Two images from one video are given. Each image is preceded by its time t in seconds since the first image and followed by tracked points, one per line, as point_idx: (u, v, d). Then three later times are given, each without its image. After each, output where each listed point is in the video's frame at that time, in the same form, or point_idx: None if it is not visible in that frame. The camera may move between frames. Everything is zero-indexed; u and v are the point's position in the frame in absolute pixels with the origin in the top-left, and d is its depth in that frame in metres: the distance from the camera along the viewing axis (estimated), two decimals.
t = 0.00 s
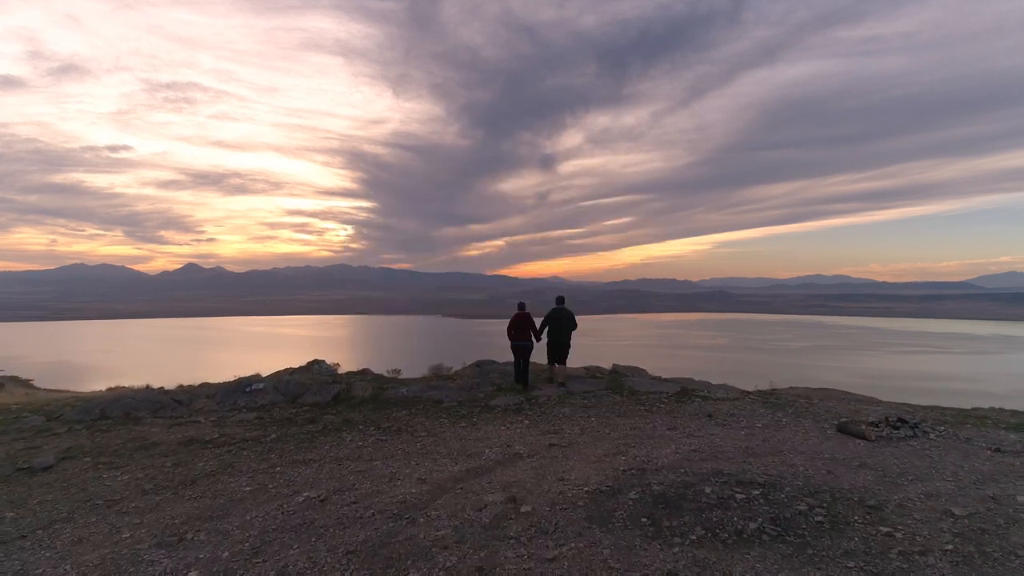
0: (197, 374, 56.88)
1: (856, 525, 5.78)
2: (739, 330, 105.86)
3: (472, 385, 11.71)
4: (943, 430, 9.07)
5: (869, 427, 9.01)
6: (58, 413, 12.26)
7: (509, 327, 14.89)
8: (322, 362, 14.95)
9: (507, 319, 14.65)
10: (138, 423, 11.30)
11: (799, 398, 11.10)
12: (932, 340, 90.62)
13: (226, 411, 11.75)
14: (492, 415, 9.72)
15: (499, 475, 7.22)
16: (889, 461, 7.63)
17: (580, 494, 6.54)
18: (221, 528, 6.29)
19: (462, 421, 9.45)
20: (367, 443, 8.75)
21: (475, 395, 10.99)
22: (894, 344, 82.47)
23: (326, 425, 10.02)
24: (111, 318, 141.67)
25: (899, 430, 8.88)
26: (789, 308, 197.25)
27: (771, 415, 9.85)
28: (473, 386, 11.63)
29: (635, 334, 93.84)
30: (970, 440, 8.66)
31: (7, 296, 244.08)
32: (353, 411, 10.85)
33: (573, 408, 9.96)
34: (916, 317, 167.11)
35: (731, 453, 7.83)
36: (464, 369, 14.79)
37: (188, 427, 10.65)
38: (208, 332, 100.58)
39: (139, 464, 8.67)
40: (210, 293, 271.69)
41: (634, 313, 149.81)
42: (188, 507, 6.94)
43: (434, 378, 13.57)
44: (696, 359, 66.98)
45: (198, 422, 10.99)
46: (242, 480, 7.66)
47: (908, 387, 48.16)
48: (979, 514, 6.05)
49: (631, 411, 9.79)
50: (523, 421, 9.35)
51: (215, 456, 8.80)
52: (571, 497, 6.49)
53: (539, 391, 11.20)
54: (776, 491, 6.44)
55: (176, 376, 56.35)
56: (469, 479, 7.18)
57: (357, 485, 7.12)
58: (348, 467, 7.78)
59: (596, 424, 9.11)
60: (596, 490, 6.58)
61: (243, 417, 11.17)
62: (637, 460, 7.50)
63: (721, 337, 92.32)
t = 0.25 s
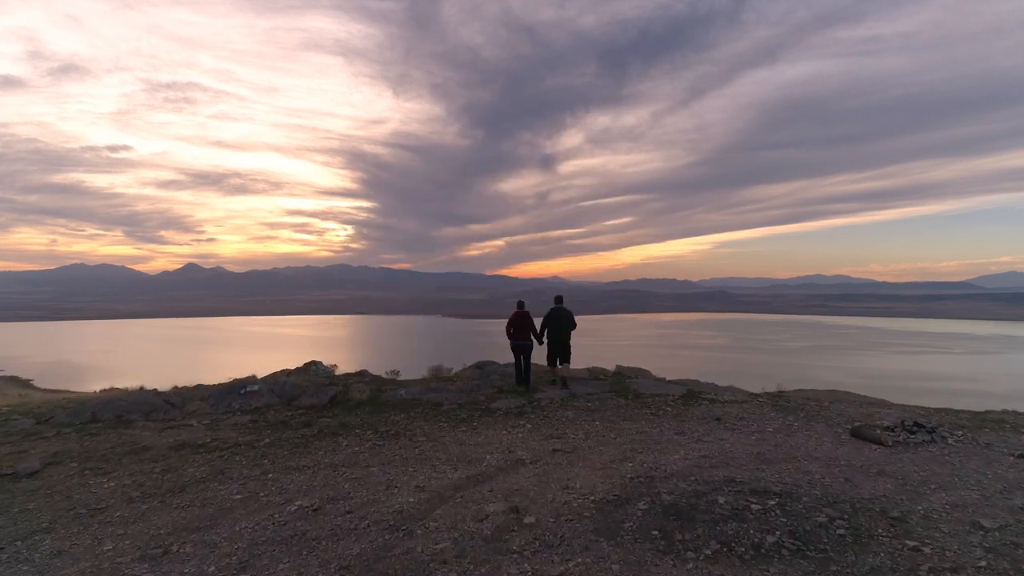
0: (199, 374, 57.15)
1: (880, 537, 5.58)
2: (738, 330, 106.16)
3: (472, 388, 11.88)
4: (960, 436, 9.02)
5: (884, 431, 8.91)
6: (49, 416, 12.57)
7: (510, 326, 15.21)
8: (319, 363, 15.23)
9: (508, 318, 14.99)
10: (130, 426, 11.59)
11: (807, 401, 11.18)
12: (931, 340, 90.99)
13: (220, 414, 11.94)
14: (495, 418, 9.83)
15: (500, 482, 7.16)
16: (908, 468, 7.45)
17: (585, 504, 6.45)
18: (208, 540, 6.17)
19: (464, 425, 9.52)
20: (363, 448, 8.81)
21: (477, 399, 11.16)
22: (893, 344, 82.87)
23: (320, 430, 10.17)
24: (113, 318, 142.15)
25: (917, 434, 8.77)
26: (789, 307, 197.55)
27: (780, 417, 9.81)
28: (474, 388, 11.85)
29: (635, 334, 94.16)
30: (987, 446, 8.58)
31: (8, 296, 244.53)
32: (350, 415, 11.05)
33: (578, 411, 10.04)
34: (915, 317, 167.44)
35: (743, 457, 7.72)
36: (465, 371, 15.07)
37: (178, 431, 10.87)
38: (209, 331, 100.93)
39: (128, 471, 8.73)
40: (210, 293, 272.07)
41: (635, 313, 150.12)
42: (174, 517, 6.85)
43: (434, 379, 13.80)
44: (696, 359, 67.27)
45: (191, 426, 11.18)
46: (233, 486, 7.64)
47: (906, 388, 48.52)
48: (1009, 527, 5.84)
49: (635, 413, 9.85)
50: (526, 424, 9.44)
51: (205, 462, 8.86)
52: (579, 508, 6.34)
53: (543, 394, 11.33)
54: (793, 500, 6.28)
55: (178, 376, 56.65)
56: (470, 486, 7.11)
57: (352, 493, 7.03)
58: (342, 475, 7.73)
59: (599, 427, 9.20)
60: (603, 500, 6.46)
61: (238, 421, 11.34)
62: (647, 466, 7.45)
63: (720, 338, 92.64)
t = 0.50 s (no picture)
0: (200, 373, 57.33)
1: (914, 555, 5.21)
2: (738, 330, 106.20)
3: (471, 390, 11.93)
4: (984, 441, 8.64)
5: (904, 436, 8.65)
6: (39, 420, 12.78)
7: (510, 324, 15.36)
8: (315, 364, 15.33)
9: (507, 316, 15.17)
10: (121, 431, 11.79)
11: (819, 406, 11.08)
12: (932, 340, 90.99)
13: (212, 418, 12.15)
14: (494, 423, 9.88)
15: (499, 493, 7.14)
16: (933, 478, 7.12)
17: (593, 517, 6.26)
18: (193, 555, 6.18)
19: (461, 431, 9.55)
20: (356, 455, 8.89)
21: (476, 402, 11.26)
22: (893, 344, 82.92)
23: (314, 436, 10.24)
24: (114, 318, 142.40)
25: (938, 441, 8.49)
26: (789, 307, 197.67)
27: (791, 422, 9.66)
28: (474, 391, 11.94)
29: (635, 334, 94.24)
30: (1012, 450, 8.30)
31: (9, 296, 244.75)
32: (347, 419, 11.12)
33: (582, 416, 10.09)
34: (916, 317, 167.41)
35: (751, 468, 7.59)
36: (465, 372, 15.15)
37: (169, 437, 11.02)
38: (210, 331, 101.10)
39: (116, 478, 8.84)
40: (211, 293, 272.14)
41: (635, 313, 150.15)
42: (161, 528, 6.91)
43: (433, 382, 13.87)
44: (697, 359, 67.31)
45: (181, 431, 11.42)
46: (221, 496, 7.70)
47: (906, 389, 48.57)
48: None
49: (640, 419, 9.85)
50: (526, 430, 9.50)
51: (194, 469, 8.97)
52: (584, 522, 6.16)
53: (545, 397, 11.34)
54: (815, 514, 6.00)
55: (180, 375, 56.85)
56: (469, 497, 7.06)
57: (344, 505, 7.05)
58: (334, 485, 7.77)
59: (603, 433, 9.18)
60: (609, 513, 6.31)
61: (230, 425, 11.52)
62: (656, 475, 7.45)
63: (720, 337, 92.74)
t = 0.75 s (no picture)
0: (198, 373, 56.94)
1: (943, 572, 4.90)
2: (738, 329, 105.97)
3: (472, 393, 11.58)
4: (1005, 447, 8.31)
5: (922, 442, 8.34)
6: (28, 423, 12.47)
7: (510, 325, 15.03)
8: (312, 366, 15.04)
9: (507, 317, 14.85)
10: (112, 435, 11.46)
11: (829, 409, 10.76)
12: (932, 340, 90.76)
13: (206, 421, 11.81)
14: (496, 428, 9.55)
15: (501, 503, 6.80)
16: (957, 487, 6.79)
17: (602, 530, 5.92)
18: (178, 571, 5.84)
19: (462, 436, 9.23)
20: (354, 461, 8.57)
21: (477, 406, 10.93)
22: (894, 344, 82.72)
23: (310, 440, 9.92)
24: (113, 318, 142.00)
25: (958, 446, 8.19)
26: (789, 307, 197.50)
27: (801, 427, 9.32)
28: (475, 394, 11.58)
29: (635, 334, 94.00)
30: None
31: (9, 296, 244.26)
32: (343, 423, 10.79)
33: (586, 420, 9.75)
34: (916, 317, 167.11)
35: (764, 476, 7.28)
36: (465, 374, 14.81)
37: (160, 442, 10.69)
38: (209, 331, 100.68)
39: (103, 485, 8.50)
40: (211, 293, 271.36)
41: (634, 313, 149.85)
42: (145, 540, 6.57)
43: (433, 385, 13.51)
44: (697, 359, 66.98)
45: (173, 435, 11.11)
46: (210, 506, 7.33)
47: (906, 389, 48.33)
48: None
49: (647, 423, 9.51)
50: (529, 435, 9.16)
51: (184, 476, 8.64)
52: (591, 535, 5.84)
53: (547, 400, 11.02)
54: (835, 526, 5.67)
55: (178, 375, 56.47)
56: (470, 506, 6.74)
57: (339, 516, 6.72)
58: (329, 494, 7.44)
59: (609, 438, 8.85)
60: (618, 525, 5.98)
61: (224, 429, 11.20)
62: (665, 483, 7.14)
63: (720, 337, 92.51)
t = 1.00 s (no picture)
0: (196, 374, 56.55)
1: None
2: (738, 329, 105.69)
3: (473, 395, 11.21)
4: None
5: (943, 449, 7.98)
6: (14, 427, 12.08)
7: (513, 323, 14.67)
8: (308, 367, 14.67)
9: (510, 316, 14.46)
10: (100, 439, 11.07)
11: (842, 414, 10.37)
12: (932, 340, 90.54)
13: (198, 425, 11.44)
14: (497, 434, 9.17)
15: (503, 515, 6.42)
16: (986, 498, 6.42)
17: (611, 546, 5.55)
18: None
19: (462, 442, 8.85)
20: (349, 469, 8.20)
21: (478, 410, 10.55)
22: (894, 344, 82.49)
23: (304, 446, 9.54)
24: (112, 318, 141.61)
25: (980, 453, 7.84)
26: (789, 307, 197.29)
27: (815, 433, 8.93)
28: (475, 398, 11.15)
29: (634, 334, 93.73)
30: None
31: (8, 296, 243.85)
32: (339, 428, 10.41)
33: (591, 425, 9.36)
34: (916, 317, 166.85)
35: (779, 486, 6.91)
36: (466, 376, 14.44)
37: (150, 448, 10.29)
38: (208, 331, 100.52)
39: (88, 494, 8.12)
40: (210, 293, 271.19)
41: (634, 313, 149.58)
42: (126, 555, 6.19)
43: (432, 387, 13.12)
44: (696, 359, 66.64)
45: (163, 440, 10.73)
46: (197, 518, 6.95)
47: (908, 390, 48.03)
48: None
49: (655, 429, 9.13)
50: (532, 441, 8.77)
51: (172, 484, 8.26)
52: (600, 551, 5.47)
53: (550, 404, 10.63)
54: (860, 543, 5.31)
55: (175, 376, 56.14)
56: (471, 519, 6.36)
57: (333, 529, 6.34)
58: (323, 505, 7.06)
59: (616, 445, 8.46)
60: (628, 541, 5.61)
61: (216, 433, 10.82)
62: (676, 494, 6.78)
63: (720, 337, 92.26)
